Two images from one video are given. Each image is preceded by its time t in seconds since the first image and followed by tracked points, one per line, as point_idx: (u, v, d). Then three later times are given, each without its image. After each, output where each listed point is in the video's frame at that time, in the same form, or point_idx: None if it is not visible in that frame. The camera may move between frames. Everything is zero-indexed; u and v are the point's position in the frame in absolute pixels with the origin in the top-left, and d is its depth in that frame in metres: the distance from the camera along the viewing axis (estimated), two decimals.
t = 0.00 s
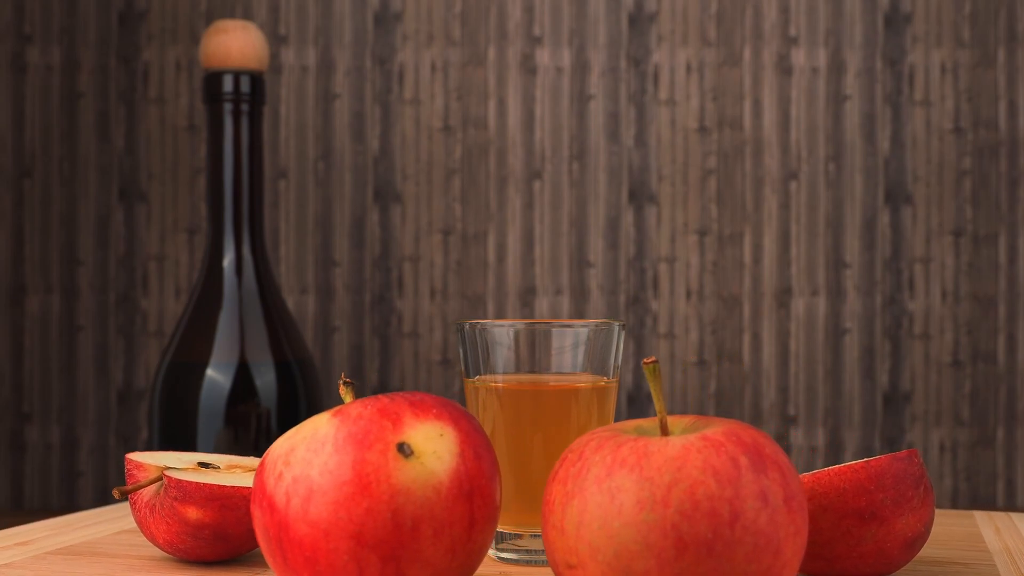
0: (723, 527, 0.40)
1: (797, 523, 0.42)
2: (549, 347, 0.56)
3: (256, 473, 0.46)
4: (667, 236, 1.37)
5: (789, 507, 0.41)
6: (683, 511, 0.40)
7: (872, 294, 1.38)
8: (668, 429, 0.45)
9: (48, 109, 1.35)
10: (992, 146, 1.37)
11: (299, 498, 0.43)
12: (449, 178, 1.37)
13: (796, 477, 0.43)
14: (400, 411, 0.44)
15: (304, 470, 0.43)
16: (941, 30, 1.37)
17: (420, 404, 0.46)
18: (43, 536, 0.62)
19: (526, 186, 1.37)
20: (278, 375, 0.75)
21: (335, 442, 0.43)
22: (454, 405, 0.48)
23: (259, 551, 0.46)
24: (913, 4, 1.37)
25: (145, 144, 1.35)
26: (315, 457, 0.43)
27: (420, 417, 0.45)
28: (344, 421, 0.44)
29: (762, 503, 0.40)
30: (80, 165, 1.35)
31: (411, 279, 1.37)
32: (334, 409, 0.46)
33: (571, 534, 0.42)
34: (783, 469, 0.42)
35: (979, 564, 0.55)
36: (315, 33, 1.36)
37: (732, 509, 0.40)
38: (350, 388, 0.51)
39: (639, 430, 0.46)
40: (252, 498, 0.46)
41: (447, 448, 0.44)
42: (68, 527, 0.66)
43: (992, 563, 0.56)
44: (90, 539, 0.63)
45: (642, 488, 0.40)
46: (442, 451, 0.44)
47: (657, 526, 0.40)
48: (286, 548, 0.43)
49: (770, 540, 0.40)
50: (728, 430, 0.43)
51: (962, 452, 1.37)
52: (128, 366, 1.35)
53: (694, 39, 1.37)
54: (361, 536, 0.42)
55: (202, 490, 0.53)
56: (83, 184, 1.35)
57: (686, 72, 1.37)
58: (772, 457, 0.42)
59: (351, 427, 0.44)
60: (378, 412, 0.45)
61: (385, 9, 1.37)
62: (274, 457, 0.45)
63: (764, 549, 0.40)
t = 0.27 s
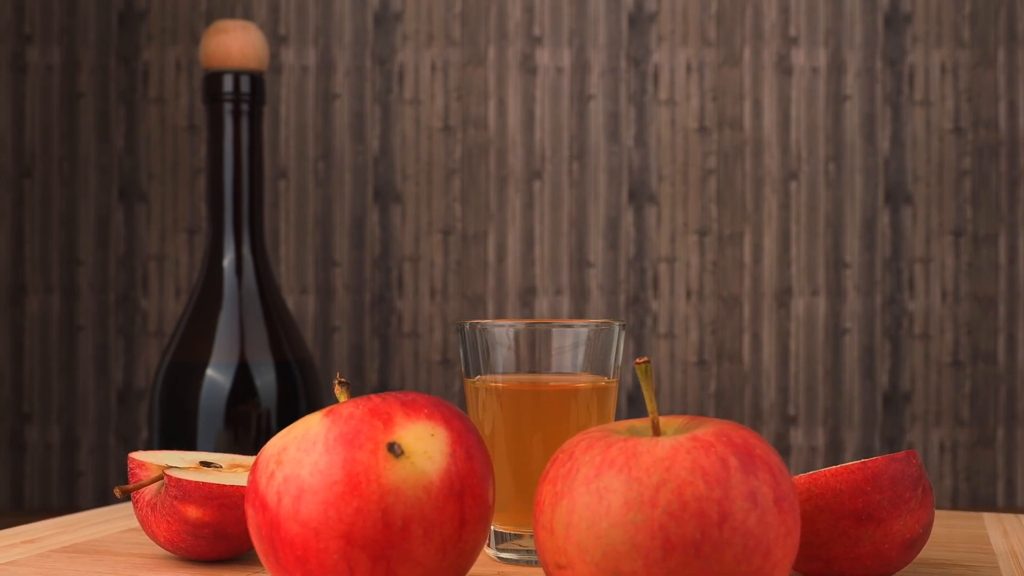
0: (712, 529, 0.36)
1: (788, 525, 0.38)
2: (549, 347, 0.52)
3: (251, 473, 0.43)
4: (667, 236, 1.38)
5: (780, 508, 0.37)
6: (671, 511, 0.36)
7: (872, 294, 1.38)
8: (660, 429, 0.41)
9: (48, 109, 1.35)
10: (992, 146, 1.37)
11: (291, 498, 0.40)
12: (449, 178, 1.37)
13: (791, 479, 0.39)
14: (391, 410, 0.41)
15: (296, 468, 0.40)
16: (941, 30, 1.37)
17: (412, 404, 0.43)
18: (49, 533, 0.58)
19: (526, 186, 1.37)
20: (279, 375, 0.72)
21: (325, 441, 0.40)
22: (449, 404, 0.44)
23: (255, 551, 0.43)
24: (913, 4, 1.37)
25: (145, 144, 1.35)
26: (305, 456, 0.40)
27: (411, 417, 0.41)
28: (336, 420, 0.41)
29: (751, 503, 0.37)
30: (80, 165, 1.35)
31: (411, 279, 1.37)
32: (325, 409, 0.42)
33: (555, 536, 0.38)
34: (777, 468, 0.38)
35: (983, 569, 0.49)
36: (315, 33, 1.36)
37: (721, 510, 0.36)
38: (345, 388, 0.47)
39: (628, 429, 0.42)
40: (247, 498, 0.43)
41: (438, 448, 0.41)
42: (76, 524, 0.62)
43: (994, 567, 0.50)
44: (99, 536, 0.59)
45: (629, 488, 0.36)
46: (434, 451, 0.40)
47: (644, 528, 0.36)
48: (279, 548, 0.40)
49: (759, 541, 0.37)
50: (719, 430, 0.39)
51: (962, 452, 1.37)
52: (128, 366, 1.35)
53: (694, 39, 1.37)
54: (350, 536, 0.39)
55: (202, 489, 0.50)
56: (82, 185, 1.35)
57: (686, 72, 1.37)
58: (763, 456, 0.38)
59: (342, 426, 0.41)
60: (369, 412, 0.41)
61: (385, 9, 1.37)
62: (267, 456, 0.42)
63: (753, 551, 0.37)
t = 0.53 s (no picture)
0: (699, 529, 0.36)
1: (777, 526, 0.37)
2: (549, 347, 0.51)
3: (244, 472, 0.43)
4: (667, 236, 1.37)
5: (769, 508, 0.37)
6: (658, 512, 0.36)
7: (872, 294, 1.38)
8: (652, 429, 0.41)
9: (48, 109, 1.35)
10: (992, 146, 1.37)
11: (281, 497, 0.40)
12: (449, 178, 1.37)
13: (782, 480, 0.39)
14: (382, 410, 0.41)
15: (287, 468, 0.40)
16: (941, 30, 1.37)
17: (404, 404, 0.42)
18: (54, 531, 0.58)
19: (526, 186, 1.37)
20: (279, 375, 0.72)
21: (316, 440, 0.40)
22: (441, 403, 0.44)
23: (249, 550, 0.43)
24: (913, 4, 1.37)
25: (145, 144, 1.35)
26: (296, 456, 0.40)
27: (401, 416, 0.41)
28: (327, 420, 0.41)
29: (739, 504, 0.36)
30: (80, 165, 1.35)
31: (411, 279, 1.37)
32: (317, 409, 0.42)
33: (545, 536, 0.38)
34: (767, 468, 0.38)
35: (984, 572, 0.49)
36: (315, 33, 1.36)
37: (708, 511, 0.36)
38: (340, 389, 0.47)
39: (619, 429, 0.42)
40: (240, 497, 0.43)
41: (429, 448, 0.41)
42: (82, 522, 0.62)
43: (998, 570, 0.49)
44: (106, 535, 0.58)
45: (617, 489, 0.36)
46: (424, 451, 0.40)
47: (631, 528, 0.36)
48: (270, 547, 0.40)
49: (748, 542, 0.36)
50: (708, 431, 0.39)
51: (962, 452, 1.37)
52: (128, 366, 1.35)
53: (694, 39, 1.37)
54: (340, 535, 0.39)
55: (201, 488, 0.50)
56: (82, 185, 1.35)
57: (686, 72, 1.37)
58: (752, 457, 0.38)
59: (332, 426, 0.41)
60: (360, 411, 0.41)
61: (385, 9, 1.37)
62: (258, 455, 0.42)
63: (742, 552, 0.36)
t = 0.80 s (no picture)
0: (687, 530, 0.35)
1: (768, 528, 0.37)
2: (549, 347, 0.51)
3: (239, 471, 0.43)
4: (667, 236, 1.37)
5: (759, 509, 0.36)
6: (645, 513, 0.35)
7: (872, 294, 1.38)
8: (645, 430, 0.40)
9: (48, 109, 1.35)
10: (992, 146, 1.37)
11: (273, 495, 0.39)
12: (449, 178, 1.37)
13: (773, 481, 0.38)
14: (373, 409, 0.40)
15: (278, 467, 0.40)
16: (941, 30, 1.37)
17: (396, 403, 0.42)
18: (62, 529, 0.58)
19: (526, 186, 1.37)
20: (279, 375, 0.72)
21: (307, 440, 0.40)
22: (435, 403, 0.43)
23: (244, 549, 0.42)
24: (913, 4, 1.37)
25: (145, 144, 1.35)
26: (287, 455, 0.40)
27: (393, 416, 0.40)
28: (319, 419, 0.40)
29: (727, 505, 0.36)
30: (80, 165, 1.35)
31: (411, 279, 1.37)
32: (310, 409, 0.42)
33: (534, 536, 0.38)
34: (758, 468, 0.37)
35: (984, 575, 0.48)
36: (315, 32, 1.36)
37: (696, 511, 0.35)
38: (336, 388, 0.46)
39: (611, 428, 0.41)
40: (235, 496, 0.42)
41: (420, 448, 0.40)
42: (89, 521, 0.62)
43: None
44: (113, 533, 0.58)
45: (604, 489, 0.36)
46: (416, 451, 0.40)
47: (618, 529, 0.35)
48: (262, 546, 0.40)
49: (736, 544, 0.36)
50: (699, 431, 0.38)
51: (962, 452, 1.37)
52: (128, 366, 1.35)
53: (694, 39, 1.37)
54: (330, 534, 0.38)
55: (201, 486, 0.50)
56: (82, 185, 1.35)
57: (686, 72, 1.37)
58: (742, 458, 0.37)
59: (323, 425, 0.40)
60: (352, 411, 0.41)
61: (385, 9, 1.37)
62: (251, 455, 0.42)
63: (730, 553, 0.36)
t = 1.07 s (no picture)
0: (674, 531, 0.32)
1: (758, 530, 0.34)
2: (549, 347, 0.50)
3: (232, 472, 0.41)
4: (667, 236, 1.37)
5: (748, 510, 0.34)
6: (630, 513, 0.32)
7: (872, 294, 1.38)
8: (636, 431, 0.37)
9: (48, 109, 1.35)
10: (992, 146, 1.37)
11: (264, 495, 0.37)
12: (449, 178, 1.37)
13: (766, 484, 0.35)
14: (364, 409, 0.38)
15: (268, 467, 0.38)
16: (941, 30, 1.37)
17: (388, 403, 0.40)
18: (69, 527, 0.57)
19: (526, 186, 1.37)
20: (279, 375, 0.72)
21: (297, 438, 0.38)
22: (429, 403, 0.41)
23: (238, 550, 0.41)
24: (913, 4, 1.38)
25: (145, 144, 1.35)
26: (277, 454, 0.38)
27: (384, 415, 0.38)
28: (309, 419, 0.38)
29: (715, 506, 0.33)
30: (80, 165, 1.35)
31: (411, 279, 1.37)
32: (301, 408, 0.40)
33: (517, 538, 0.35)
34: (749, 467, 0.35)
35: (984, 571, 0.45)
36: (315, 33, 1.36)
37: (683, 512, 0.32)
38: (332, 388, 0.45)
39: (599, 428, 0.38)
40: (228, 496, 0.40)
41: (412, 447, 0.38)
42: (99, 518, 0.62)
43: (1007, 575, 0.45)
44: (122, 531, 0.58)
45: (590, 489, 0.33)
46: (406, 451, 0.37)
47: (603, 530, 0.33)
48: (253, 547, 0.38)
49: (724, 546, 0.33)
50: (688, 430, 0.35)
51: (962, 452, 1.37)
52: (128, 366, 1.35)
53: (694, 39, 1.37)
54: (319, 533, 0.36)
55: (201, 485, 0.49)
56: (82, 185, 1.35)
57: (686, 72, 1.37)
58: (732, 457, 0.34)
59: (313, 424, 0.38)
60: (342, 410, 0.38)
61: (385, 9, 1.37)
62: (242, 455, 0.40)
63: (717, 555, 0.33)
